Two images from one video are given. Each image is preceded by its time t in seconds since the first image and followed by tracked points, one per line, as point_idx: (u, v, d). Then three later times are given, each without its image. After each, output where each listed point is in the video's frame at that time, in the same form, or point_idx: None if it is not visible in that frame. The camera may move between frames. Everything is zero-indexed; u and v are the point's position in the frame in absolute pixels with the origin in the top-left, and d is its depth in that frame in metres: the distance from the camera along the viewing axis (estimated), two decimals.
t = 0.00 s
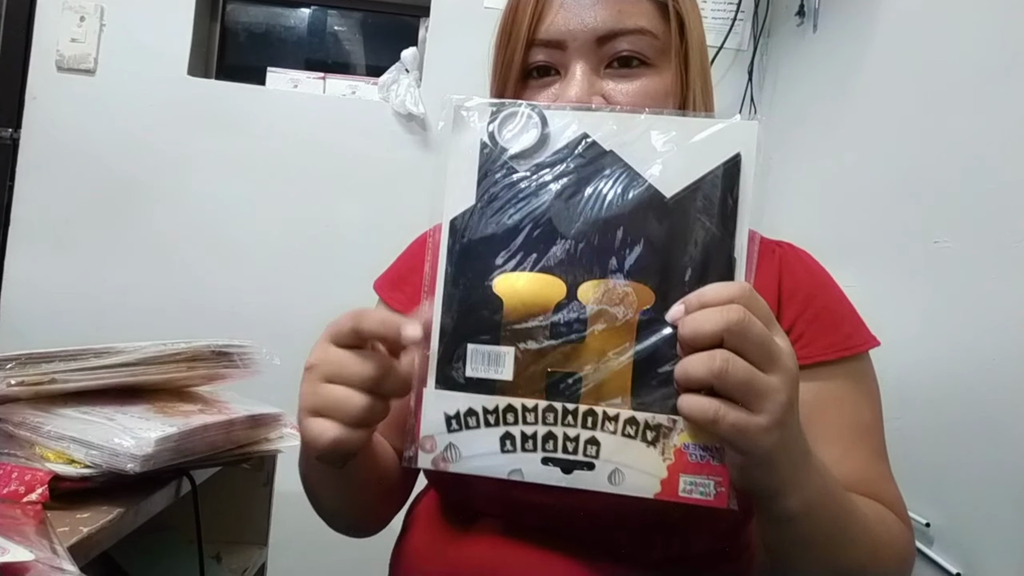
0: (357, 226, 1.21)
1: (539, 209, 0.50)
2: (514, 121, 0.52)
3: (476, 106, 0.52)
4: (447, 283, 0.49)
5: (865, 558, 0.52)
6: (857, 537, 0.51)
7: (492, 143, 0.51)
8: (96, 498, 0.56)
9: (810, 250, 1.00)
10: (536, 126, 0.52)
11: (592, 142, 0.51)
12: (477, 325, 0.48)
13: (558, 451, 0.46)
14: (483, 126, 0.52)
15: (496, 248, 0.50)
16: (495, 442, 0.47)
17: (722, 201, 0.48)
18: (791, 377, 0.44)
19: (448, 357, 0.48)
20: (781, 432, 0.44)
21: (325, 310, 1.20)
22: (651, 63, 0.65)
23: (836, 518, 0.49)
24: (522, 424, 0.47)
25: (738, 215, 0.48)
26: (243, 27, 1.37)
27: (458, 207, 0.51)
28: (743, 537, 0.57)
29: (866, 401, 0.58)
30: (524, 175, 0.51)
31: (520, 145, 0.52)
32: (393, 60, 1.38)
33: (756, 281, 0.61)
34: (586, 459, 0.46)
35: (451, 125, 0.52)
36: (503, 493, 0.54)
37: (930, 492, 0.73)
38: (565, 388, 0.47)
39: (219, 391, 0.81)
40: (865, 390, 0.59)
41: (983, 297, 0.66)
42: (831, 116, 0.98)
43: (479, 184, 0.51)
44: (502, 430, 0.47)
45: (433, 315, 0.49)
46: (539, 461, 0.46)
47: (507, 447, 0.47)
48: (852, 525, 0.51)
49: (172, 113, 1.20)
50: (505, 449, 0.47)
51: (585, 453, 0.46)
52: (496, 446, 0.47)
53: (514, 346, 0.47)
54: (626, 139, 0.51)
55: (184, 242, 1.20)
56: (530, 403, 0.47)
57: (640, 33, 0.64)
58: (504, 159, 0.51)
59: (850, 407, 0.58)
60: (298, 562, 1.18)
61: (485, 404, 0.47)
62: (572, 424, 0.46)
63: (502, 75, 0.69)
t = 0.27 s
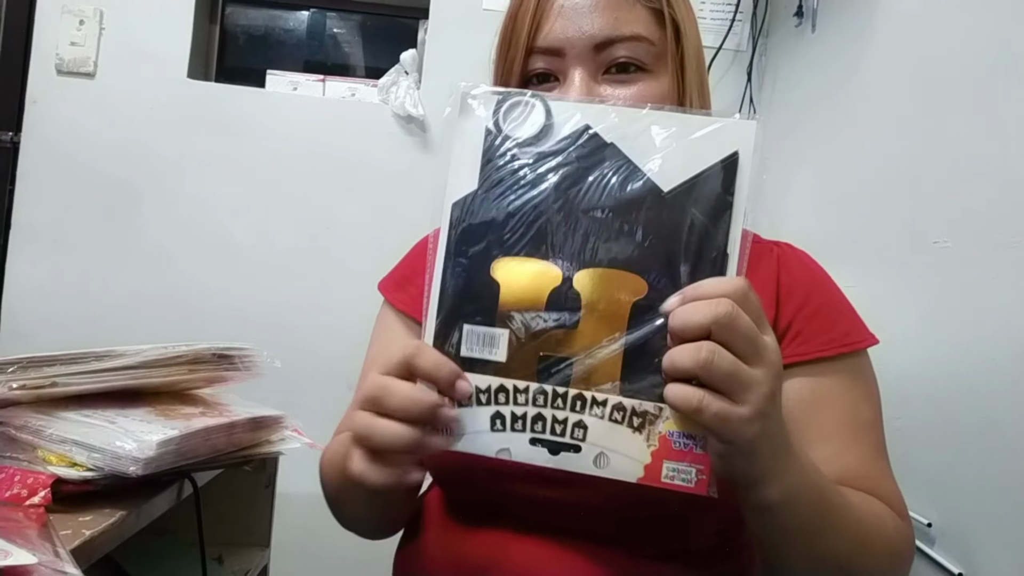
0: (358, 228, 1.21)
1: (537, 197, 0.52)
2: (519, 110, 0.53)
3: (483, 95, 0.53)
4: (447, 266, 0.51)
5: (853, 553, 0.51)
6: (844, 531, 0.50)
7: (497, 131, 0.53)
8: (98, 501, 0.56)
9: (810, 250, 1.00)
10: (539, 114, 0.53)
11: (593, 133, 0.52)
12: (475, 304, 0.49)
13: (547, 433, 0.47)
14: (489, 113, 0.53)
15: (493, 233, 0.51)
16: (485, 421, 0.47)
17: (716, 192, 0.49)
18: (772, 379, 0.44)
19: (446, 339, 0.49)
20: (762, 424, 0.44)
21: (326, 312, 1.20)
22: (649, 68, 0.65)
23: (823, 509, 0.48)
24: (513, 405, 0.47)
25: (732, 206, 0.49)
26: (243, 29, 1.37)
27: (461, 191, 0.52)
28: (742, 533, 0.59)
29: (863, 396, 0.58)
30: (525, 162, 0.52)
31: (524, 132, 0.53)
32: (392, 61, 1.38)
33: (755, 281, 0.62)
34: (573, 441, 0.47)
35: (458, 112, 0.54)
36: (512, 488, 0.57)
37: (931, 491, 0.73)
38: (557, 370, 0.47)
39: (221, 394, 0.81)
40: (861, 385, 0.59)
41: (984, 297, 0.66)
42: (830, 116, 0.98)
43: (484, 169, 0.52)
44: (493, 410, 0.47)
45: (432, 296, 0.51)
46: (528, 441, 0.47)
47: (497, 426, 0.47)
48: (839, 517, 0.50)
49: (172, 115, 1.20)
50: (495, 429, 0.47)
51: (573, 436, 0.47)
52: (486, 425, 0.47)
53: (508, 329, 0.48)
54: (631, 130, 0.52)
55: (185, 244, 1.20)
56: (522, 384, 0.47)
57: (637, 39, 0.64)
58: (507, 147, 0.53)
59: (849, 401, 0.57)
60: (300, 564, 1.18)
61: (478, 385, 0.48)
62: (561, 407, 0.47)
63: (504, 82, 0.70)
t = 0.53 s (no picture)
0: (357, 229, 1.21)
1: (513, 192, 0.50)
2: (493, 101, 0.51)
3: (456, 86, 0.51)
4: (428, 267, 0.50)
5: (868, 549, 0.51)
6: (862, 525, 0.51)
7: (470, 124, 0.51)
8: (97, 504, 0.56)
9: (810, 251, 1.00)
10: (515, 105, 0.51)
11: (569, 124, 0.51)
12: (457, 303, 0.49)
13: (531, 426, 0.49)
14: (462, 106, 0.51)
15: (473, 230, 0.50)
16: (471, 416, 0.50)
17: (694, 185, 0.48)
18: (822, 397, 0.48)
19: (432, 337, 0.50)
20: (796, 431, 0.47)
21: (325, 313, 1.20)
22: (649, 73, 0.65)
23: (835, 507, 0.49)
24: (497, 399, 0.49)
25: (710, 197, 0.48)
26: (243, 31, 1.37)
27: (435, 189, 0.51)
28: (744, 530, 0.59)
29: (863, 391, 0.58)
30: (502, 156, 0.51)
31: (501, 125, 0.51)
32: (392, 63, 1.38)
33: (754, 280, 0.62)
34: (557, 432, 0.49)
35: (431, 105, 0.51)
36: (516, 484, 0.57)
37: (930, 493, 0.73)
38: (541, 366, 0.49)
39: (222, 395, 0.82)
40: (861, 380, 0.59)
41: (983, 298, 0.66)
42: (830, 117, 0.98)
43: (458, 167, 0.51)
44: (478, 405, 0.49)
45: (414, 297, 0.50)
46: (513, 433, 0.49)
47: (483, 420, 0.50)
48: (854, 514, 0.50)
49: (172, 117, 1.21)
50: (481, 422, 0.50)
51: (556, 428, 0.49)
52: (473, 419, 0.50)
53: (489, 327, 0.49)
54: (614, 118, 0.50)
55: (185, 246, 1.20)
56: (505, 379, 0.49)
57: (637, 43, 0.64)
58: (483, 142, 0.51)
59: (852, 398, 0.57)
60: (300, 565, 1.18)
61: (462, 380, 0.49)
62: (545, 401, 0.49)
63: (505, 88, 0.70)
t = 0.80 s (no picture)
0: (358, 233, 1.21)
1: (499, 195, 0.50)
2: (469, 107, 0.51)
3: (430, 95, 0.51)
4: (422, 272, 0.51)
5: (862, 558, 0.50)
6: (854, 537, 0.49)
7: (450, 132, 0.51)
8: (98, 507, 0.56)
9: (810, 253, 1.00)
10: (491, 110, 0.51)
11: (548, 124, 0.51)
12: (451, 311, 0.50)
13: (536, 425, 0.50)
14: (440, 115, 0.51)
15: (462, 235, 0.51)
16: (476, 421, 0.50)
17: (679, 178, 0.49)
18: (764, 409, 0.43)
19: (429, 342, 0.50)
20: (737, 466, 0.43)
21: (326, 316, 1.21)
22: (657, 78, 0.65)
23: (832, 516, 0.48)
24: (500, 403, 0.50)
25: (694, 188, 0.49)
26: (243, 35, 1.37)
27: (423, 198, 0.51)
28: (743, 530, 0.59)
29: (862, 395, 0.58)
30: (484, 161, 0.51)
31: (478, 130, 0.51)
32: (393, 66, 1.39)
33: (755, 282, 0.62)
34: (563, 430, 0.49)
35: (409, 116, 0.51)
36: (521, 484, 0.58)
37: (930, 494, 0.73)
38: (539, 366, 0.49)
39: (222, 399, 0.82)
40: (859, 384, 0.58)
41: (983, 299, 0.66)
42: (829, 119, 0.98)
43: (441, 175, 0.51)
44: (482, 409, 0.50)
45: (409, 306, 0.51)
46: (519, 434, 0.50)
47: (488, 424, 0.50)
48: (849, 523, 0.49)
49: (173, 121, 1.21)
50: (486, 427, 0.50)
51: (562, 425, 0.50)
52: (478, 424, 0.50)
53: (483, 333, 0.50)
54: (598, 115, 0.50)
55: (185, 249, 1.20)
56: (507, 382, 0.49)
57: (643, 48, 0.64)
58: (463, 149, 0.51)
59: (848, 401, 0.57)
60: (301, 569, 1.18)
61: (464, 386, 0.50)
62: (547, 400, 0.49)
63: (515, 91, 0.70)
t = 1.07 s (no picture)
0: (357, 233, 1.21)
1: (495, 187, 0.50)
2: (460, 101, 0.51)
3: (422, 93, 0.51)
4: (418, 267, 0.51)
5: (856, 559, 0.50)
6: (847, 538, 0.50)
7: (443, 128, 0.51)
8: (97, 508, 0.56)
9: (809, 251, 1.00)
10: (483, 104, 0.51)
11: (541, 117, 0.51)
12: (449, 309, 0.50)
13: (538, 418, 0.50)
14: (432, 111, 0.51)
15: (459, 229, 0.51)
16: (477, 415, 0.50)
17: (674, 168, 0.49)
18: (759, 413, 0.44)
19: (427, 337, 0.50)
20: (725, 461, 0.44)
21: (325, 316, 1.21)
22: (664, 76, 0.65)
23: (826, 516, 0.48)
24: (502, 397, 0.50)
25: (689, 177, 0.49)
26: (242, 35, 1.37)
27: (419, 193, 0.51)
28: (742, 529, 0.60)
29: (860, 397, 0.58)
30: (478, 156, 0.51)
31: (471, 125, 0.51)
32: (391, 66, 1.39)
33: (754, 282, 0.62)
34: (567, 422, 0.50)
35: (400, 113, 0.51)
36: (523, 480, 0.58)
37: (929, 492, 0.73)
38: (536, 360, 0.50)
39: (221, 400, 0.82)
40: (856, 387, 0.59)
41: (981, 298, 0.66)
42: (827, 118, 0.99)
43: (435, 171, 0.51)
44: (484, 403, 0.50)
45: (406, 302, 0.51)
46: (521, 428, 0.50)
47: (490, 418, 0.50)
48: (841, 525, 0.49)
49: (171, 121, 1.21)
50: (488, 421, 0.50)
51: (563, 417, 0.50)
52: (479, 418, 0.50)
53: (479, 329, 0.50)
54: (588, 105, 0.50)
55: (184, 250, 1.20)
56: (507, 376, 0.50)
57: (651, 46, 0.64)
58: (457, 145, 0.51)
59: (846, 402, 0.57)
60: (300, 569, 1.18)
61: (465, 381, 0.50)
62: (548, 392, 0.50)
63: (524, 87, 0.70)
